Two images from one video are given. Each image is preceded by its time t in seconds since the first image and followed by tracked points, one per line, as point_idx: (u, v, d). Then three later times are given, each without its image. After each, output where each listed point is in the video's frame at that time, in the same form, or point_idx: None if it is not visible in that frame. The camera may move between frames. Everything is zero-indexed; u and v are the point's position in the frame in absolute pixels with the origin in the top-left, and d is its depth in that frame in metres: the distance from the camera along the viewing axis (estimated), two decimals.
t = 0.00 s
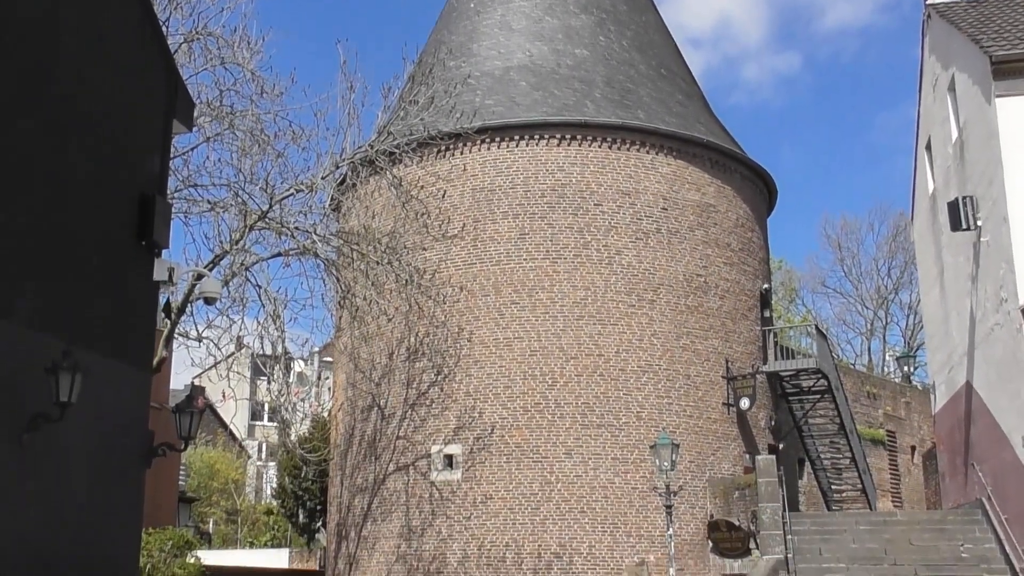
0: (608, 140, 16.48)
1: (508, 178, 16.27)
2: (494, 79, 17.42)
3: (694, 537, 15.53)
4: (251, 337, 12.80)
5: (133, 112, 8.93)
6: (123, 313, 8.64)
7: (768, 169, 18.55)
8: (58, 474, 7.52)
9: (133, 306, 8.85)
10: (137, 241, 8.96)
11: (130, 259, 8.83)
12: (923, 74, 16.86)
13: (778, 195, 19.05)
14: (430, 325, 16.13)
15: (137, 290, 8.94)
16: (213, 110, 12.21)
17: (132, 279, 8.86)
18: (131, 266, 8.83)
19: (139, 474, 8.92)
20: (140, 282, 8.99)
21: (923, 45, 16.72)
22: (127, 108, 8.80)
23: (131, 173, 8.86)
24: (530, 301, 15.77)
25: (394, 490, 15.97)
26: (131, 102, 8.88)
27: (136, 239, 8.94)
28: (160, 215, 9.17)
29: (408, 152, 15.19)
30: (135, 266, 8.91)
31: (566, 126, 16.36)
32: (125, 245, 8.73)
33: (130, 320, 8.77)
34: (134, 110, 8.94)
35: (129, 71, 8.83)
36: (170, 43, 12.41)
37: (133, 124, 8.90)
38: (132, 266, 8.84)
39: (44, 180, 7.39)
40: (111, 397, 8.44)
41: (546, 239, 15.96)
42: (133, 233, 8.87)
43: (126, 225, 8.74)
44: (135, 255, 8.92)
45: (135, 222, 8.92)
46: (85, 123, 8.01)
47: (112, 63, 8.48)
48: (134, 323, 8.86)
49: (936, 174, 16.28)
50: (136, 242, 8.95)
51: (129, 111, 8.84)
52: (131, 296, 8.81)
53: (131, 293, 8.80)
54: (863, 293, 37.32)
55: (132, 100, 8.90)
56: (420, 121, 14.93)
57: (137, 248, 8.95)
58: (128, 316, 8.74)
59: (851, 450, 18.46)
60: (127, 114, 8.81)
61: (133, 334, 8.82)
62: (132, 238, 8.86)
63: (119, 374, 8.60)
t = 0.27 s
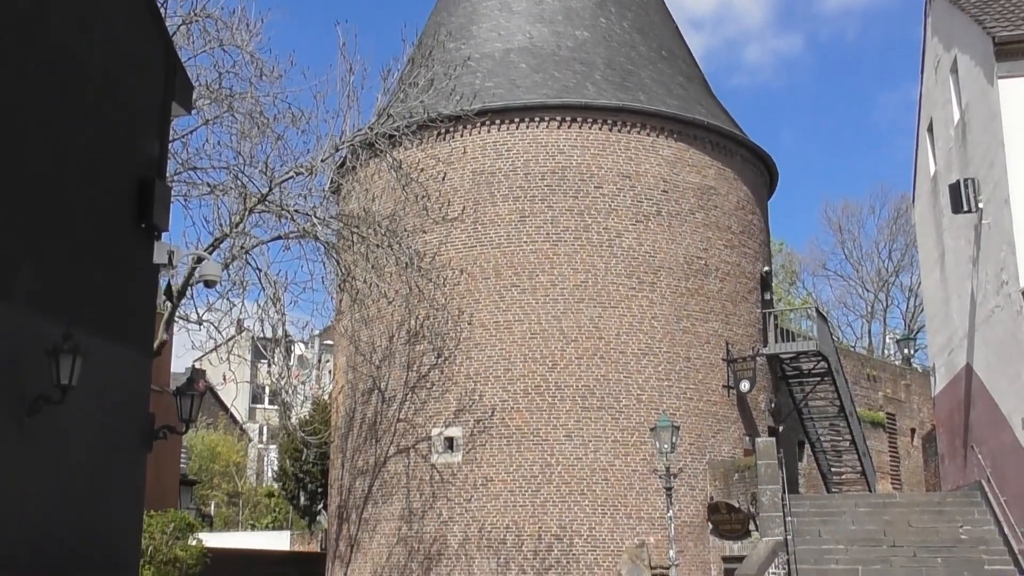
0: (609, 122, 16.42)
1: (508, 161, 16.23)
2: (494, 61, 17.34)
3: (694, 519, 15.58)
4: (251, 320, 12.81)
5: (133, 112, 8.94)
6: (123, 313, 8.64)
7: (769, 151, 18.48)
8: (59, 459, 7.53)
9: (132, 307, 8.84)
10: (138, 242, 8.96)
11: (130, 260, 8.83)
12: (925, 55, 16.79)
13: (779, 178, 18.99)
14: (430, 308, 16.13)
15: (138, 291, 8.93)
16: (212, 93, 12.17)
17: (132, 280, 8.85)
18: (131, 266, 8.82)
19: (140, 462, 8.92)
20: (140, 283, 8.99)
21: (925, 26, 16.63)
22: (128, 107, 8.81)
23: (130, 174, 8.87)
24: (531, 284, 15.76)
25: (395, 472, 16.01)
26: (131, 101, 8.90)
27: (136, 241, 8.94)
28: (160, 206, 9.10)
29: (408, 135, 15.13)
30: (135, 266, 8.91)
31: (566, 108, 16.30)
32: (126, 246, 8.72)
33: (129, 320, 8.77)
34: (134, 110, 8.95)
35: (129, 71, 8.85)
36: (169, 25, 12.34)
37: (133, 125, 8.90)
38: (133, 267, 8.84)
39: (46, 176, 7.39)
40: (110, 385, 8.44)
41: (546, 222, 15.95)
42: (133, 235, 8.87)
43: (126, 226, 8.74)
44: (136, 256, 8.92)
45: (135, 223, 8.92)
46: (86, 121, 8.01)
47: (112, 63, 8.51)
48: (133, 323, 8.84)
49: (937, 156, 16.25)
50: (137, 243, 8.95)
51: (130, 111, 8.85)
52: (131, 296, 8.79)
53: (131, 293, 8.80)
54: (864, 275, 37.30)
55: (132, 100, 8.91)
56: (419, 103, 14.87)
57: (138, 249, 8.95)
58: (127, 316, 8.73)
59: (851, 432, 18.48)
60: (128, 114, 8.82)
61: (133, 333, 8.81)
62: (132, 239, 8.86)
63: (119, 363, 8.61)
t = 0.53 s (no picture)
0: (608, 102, 16.37)
1: (507, 141, 16.18)
2: (492, 41, 17.26)
3: (693, 499, 15.62)
4: (250, 301, 12.82)
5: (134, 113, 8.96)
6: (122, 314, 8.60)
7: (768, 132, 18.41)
8: (58, 443, 7.53)
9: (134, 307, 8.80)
10: (139, 243, 8.93)
11: (131, 261, 8.80)
12: (926, 35, 16.72)
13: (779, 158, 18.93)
14: (429, 289, 16.12)
15: (138, 293, 8.88)
16: (209, 74, 12.12)
17: (132, 281, 8.82)
18: (133, 267, 8.79)
19: (145, 446, 8.89)
20: (141, 284, 8.95)
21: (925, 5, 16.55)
22: (128, 107, 8.83)
23: (131, 175, 8.85)
24: (530, 265, 15.75)
25: (394, 453, 16.04)
26: (132, 101, 8.91)
27: (138, 243, 8.91)
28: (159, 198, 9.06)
29: (406, 115, 15.08)
30: (136, 267, 8.88)
31: (565, 89, 16.24)
32: (126, 247, 8.70)
33: (130, 320, 8.72)
34: (134, 110, 8.95)
35: (128, 72, 8.88)
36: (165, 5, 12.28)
37: (133, 126, 8.90)
38: (134, 268, 8.80)
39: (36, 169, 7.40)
40: (112, 372, 8.42)
41: (545, 203, 15.92)
42: (135, 236, 8.85)
43: (128, 227, 8.73)
44: (138, 258, 8.89)
45: (137, 225, 8.90)
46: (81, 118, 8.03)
47: (110, 63, 8.55)
48: (134, 323, 8.79)
49: (937, 137, 16.21)
50: (138, 245, 8.93)
51: (131, 112, 8.86)
52: (132, 298, 8.75)
53: (132, 294, 8.75)
54: (863, 256, 37.27)
55: (133, 100, 8.92)
56: (417, 84, 14.81)
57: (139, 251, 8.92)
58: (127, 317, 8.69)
59: (850, 413, 18.51)
60: (128, 114, 8.83)
61: (134, 334, 8.76)
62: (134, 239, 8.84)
63: (121, 352, 8.58)
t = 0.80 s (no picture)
0: (607, 86, 16.32)
1: (506, 125, 16.14)
2: (492, 24, 17.19)
3: (692, 483, 15.66)
4: (250, 286, 12.83)
5: (135, 109, 8.90)
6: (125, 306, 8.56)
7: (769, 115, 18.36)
8: (56, 427, 7.52)
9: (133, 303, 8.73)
10: (140, 239, 8.84)
11: (130, 258, 8.71)
12: (926, 17, 16.66)
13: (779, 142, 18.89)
14: (428, 273, 16.11)
15: (137, 290, 8.78)
16: (208, 57, 12.08)
17: (132, 277, 8.73)
18: (132, 265, 8.69)
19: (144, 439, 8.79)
20: (142, 281, 8.86)
21: None
22: (129, 102, 8.77)
23: (134, 177, 8.78)
24: (529, 249, 15.74)
25: (394, 437, 16.06)
26: (133, 97, 8.85)
27: (139, 241, 8.82)
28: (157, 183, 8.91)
29: (406, 98, 15.03)
30: (138, 267, 8.81)
31: (564, 72, 16.20)
32: (126, 243, 8.61)
33: (130, 316, 8.62)
34: (136, 111, 8.89)
35: (129, 72, 8.83)
36: None
37: (135, 127, 8.84)
38: (134, 265, 8.71)
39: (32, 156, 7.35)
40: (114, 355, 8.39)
41: (545, 186, 15.89)
42: (136, 233, 8.75)
43: (129, 223, 8.65)
44: (138, 254, 8.80)
45: (139, 220, 8.81)
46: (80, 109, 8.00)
47: (112, 58, 8.53)
48: (135, 320, 8.71)
49: (937, 120, 16.18)
50: (139, 242, 8.84)
51: (132, 113, 8.80)
52: (131, 295, 8.65)
53: (132, 295, 8.68)
54: (863, 239, 37.25)
55: (134, 97, 8.86)
56: (416, 67, 14.77)
57: (140, 248, 8.83)
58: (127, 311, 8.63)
59: (849, 397, 18.53)
60: (129, 110, 8.78)
61: (133, 328, 8.66)
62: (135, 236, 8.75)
63: (126, 336, 8.57)
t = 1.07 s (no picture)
0: (607, 67, 16.27)
1: (506, 107, 16.11)
2: (491, 5, 17.12)
3: (691, 464, 15.71)
4: (249, 268, 12.83)
5: (135, 94, 8.83)
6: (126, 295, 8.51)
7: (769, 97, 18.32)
8: (57, 412, 7.46)
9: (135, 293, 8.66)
10: (140, 226, 8.75)
11: (130, 245, 8.62)
12: None
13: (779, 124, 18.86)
14: (428, 256, 16.10)
15: (137, 278, 8.69)
16: (207, 38, 12.04)
17: (132, 264, 8.64)
18: (132, 251, 8.60)
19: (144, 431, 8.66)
20: (142, 268, 8.76)
21: None
22: (129, 87, 8.70)
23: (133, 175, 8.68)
24: (529, 231, 15.73)
25: (394, 419, 16.09)
26: (133, 96, 8.76)
27: (140, 228, 8.74)
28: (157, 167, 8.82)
29: (405, 80, 14.99)
30: (137, 266, 8.69)
31: (564, 54, 16.15)
32: (127, 228, 8.52)
33: (130, 302, 8.55)
34: (137, 109, 8.80)
35: (131, 70, 8.75)
36: None
37: (136, 126, 8.74)
38: (134, 252, 8.62)
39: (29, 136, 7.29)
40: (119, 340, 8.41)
41: (544, 168, 15.88)
42: (136, 219, 8.67)
43: (129, 208, 8.56)
44: (138, 242, 8.71)
45: (139, 207, 8.73)
46: (79, 91, 7.93)
47: (112, 41, 8.47)
48: (135, 309, 8.63)
49: (937, 101, 16.16)
50: (139, 229, 8.75)
51: (132, 112, 8.71)
52: (131, 281, 8.56)
53: (131, 293, 8.56)
54: (863, 222, 37.25)
55: (135, 87, 8.78)
56: (416, 48, 14.72)
57: (141, 235, 8.74)
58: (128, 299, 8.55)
59: (848, 378, 18.60)
60: (130, 93, 8.71)
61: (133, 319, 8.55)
62: (135, 223, 8.66)
63: (132, 321, 8.58)
